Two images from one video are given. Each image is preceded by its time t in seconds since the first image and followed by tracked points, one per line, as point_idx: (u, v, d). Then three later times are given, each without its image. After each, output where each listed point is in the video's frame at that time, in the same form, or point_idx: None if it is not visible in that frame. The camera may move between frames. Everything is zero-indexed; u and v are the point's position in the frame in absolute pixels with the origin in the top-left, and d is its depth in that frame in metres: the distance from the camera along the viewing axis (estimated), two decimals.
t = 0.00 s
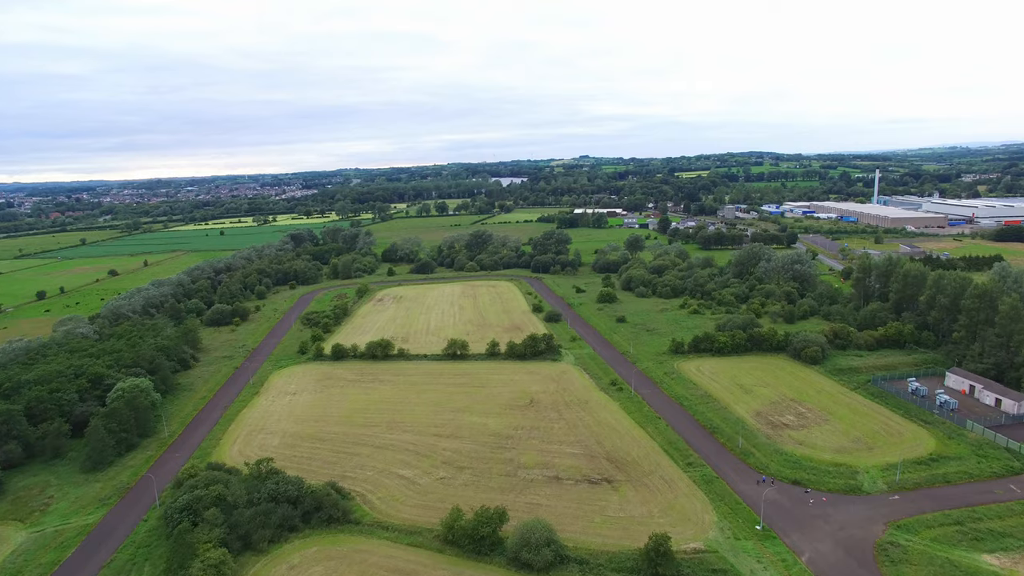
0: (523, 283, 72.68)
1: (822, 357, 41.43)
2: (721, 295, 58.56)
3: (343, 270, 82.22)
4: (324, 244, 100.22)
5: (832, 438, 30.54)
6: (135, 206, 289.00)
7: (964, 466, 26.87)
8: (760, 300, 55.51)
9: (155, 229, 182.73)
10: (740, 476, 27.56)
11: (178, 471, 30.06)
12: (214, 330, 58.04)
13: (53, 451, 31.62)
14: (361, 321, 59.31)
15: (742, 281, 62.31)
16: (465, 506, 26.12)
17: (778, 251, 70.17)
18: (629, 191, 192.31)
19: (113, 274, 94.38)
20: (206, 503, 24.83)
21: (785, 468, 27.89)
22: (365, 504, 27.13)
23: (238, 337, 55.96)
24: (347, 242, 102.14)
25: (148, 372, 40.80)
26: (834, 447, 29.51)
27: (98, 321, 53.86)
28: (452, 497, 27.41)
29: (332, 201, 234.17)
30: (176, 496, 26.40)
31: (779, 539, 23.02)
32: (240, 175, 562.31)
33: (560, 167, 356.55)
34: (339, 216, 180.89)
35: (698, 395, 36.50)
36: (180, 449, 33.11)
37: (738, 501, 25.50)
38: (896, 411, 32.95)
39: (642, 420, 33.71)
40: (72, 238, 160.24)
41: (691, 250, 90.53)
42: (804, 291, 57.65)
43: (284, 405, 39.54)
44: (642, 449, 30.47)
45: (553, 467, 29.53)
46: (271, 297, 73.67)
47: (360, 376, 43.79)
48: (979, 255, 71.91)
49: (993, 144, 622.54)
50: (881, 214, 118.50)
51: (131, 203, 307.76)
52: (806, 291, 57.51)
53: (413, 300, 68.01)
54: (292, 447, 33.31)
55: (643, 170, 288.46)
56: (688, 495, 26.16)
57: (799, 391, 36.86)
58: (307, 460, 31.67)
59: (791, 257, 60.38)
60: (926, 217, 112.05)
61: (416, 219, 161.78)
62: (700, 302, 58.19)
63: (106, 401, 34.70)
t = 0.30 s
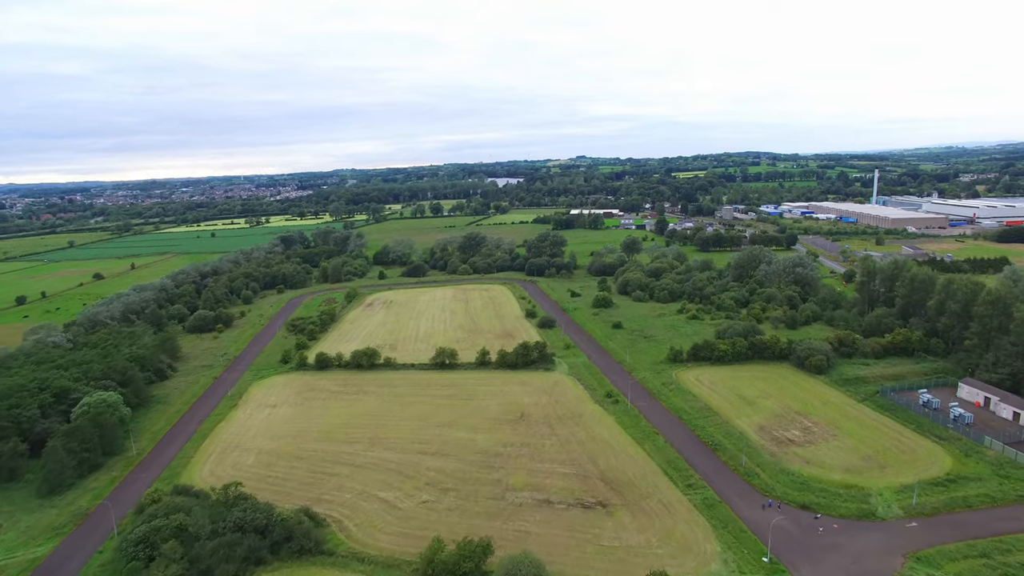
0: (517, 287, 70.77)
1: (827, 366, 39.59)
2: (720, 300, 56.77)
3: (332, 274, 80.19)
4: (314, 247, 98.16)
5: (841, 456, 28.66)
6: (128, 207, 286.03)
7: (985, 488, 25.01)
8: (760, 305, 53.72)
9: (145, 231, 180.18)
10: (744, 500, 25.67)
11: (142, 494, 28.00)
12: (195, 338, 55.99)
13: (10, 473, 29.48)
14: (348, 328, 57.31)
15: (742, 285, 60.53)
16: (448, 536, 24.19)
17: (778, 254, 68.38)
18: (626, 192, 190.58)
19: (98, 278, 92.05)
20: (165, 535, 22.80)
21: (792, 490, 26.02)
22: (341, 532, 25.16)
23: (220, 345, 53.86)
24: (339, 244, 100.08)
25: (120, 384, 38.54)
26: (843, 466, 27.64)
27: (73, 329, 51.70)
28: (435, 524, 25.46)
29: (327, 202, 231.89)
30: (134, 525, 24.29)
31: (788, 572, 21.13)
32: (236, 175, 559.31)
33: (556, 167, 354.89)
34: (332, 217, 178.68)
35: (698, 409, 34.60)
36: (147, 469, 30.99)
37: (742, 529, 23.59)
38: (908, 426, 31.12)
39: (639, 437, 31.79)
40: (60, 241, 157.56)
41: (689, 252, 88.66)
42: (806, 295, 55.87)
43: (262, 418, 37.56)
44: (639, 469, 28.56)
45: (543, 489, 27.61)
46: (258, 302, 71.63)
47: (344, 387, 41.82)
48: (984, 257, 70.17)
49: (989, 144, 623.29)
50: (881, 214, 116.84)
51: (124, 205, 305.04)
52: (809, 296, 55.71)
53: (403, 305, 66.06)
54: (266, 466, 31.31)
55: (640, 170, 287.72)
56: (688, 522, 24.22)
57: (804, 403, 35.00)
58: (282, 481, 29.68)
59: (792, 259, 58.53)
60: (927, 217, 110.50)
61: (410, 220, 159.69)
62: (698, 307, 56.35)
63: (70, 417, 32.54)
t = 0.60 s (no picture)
0: (511, 291, 68.86)
1: (833, 376, 37.70)
2: (720, 305, 54.92)
3: (322, 277, 78.16)
4: (304, 250, 96.10)
5: (852, 477, 26.81)
6: (121, 208, 283.15)
7: (1011, 515, 23.16)
8: (761, 311, 51.90)
9: (136, 233, 177.72)
10: (749, 528, 23.75)
11: (100, 521, 25.88)
12: (175, 345, 53.89)
13: None
14: (335, 334, 55.25)
15: (742, 289, 58.70)
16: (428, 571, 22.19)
17: (779, 257, 66.60)
18: (623, 192, 188.70)
19: (82, 282, 89.71)
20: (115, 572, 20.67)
21: (801, 516, 24.14)
22: (312, 566, 23.16)
23: (201, 353, 51.78)
24: (330, 246, 98.02)
25: (88, 398, 36.38)
26: (856, 489, 25.77)
27: (46, 337, 49.51)
28: (414, 555, 23.46)
29: (321, 203, 229.56)
30: (84, 560, 22.17)
31: None
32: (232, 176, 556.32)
33: (553, 168, 353.16)
34: (326, 219, 176.41)
35: (698, 424, 32.75)
36: (110, 491, 28.87)
37: (748, 562, 21.70)
38: (922, 442, 29.27)
39: (636, 455, 29.89)
40: (48, 243, 154.74)
41: (688, 254, 86.80)
42: (808, 300, 54.06)
43: (238, 433, 35.52)
44: (636, 491, 26.63)
45: (533, 514, 25.64)
46: (244, 307, 69.51)
47: (326, 400, 39.83)
48: (989, 259, 68.40)
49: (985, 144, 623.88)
50: (882, 215, 115.24)
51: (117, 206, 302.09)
52: (811, 301, 53.86)
53: (393, 310, 64.04)
54: (238, 488, 29.27)
55: (637, 171, 286.63)
56: (690, 554, 22.29)
57: (810, 417, 33.13)
58: (253, 506, 27.64)
59: (794, 263, 56.71)
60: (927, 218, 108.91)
61: (405, 221, 157.53)
62: (697, 312, 54.47)
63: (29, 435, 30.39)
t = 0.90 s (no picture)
0: (504, 295, 66.95)
1: (840, 387, 35.85)
2: (720, 311, 53.05)
3: (311, 281, 76.14)
4: (295, 252, 94.06)
5: (866, 501, 24.91)
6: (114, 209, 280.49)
7: None
8: (763, 317, 50.09)
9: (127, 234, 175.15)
10: (757, 560, 21.85)
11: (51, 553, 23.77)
12: (155, 353, 51.74)
13: None
14: (321, 342, 53.24)
15: (743, 293, 56.92)
16: None
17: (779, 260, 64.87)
18: (621, 193, 187.00)
19: (66, 286, 87.37)
20: None
21: (812, 547, 22.26)
22: None
23: (180, 361, 49.64)
24: (321, 249, 96.02)
25: (53, 413, 34.22)
26: (870, 515, 23.89)
27: (17, 346, 47.29)
28: None
29: (315, 204, 227.34)
30: None
31: None
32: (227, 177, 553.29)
33: (550, 169, 351.43)
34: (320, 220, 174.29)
35: (699, 441, 30.83)
36: (67, 517, 26.76)
37: None
38: (938, 461, 27.43)
39: (634, 476, 27.96)
40: (37, 244, 152.09)
41: (686, 256, 84.96)
42: (811, 306, 52.27)
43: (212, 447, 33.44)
44: (633, 517, 24.70)
45: (521, 543, 23.67)
46: (230, 312, 67.39)
47: (307, 413, 37.82)
48: (995, 262, 66.73)
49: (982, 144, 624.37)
50: (882, 216, 113.67)
51: (111, 207, 299.17)
52: (815, 306, 52.01)
53: (382, 315, 62.04)
54: (206, 512, 27.19)
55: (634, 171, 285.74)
56: None
57: (817, 432, 31.23)
58: (220, 533, 25.58)
59: (796, 266, 54.91)
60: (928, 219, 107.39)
61: (399, 223, 155.48)
62: (697, 318, 52.59)
63: None
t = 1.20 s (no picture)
0: (498, 300, 65.03)
1: (849, 400, 33.99)
2: (720, 316, 51.22)
3: (300, 285, 74.13)
4: (285, 255, 92.07)
5: (882, 529, 23.02)
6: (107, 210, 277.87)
7: None
8: (765, 324, 48.30)
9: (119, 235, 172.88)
10: None
11: None
12: (133, 362, 49.62)
13: None
14: (306, 350, 51.21)
15: (744, 298, 55.11)
16: None
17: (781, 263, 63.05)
18: (618, 194, 185.32)
19: (49, 289, 85.13)
20: None
21: None
22: None
23: (159, 370, 47.52)
24: (311, 251, 94.03)
25: (14, 429, 32.11)
26: (888, 546, 22.00)
27: None
28: None
29: (310, 205, 225.04)
30: None
31: None
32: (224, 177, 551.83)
33: (547, 169, 349.59)
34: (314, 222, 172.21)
35: (701, 461, 28.91)
36: (19, 547, 24.70)
37: None
38: (958, 484, 25.57)
39: (631, 501, 26.02)
40: (26, 246, 149.76)
41: (685, 259, 83.12)
42: (815, 311, 50.46)
43: (182, 465, 31.39)
44: (631, 548, 22.78)
45: None
46: (215, 317, 65.28)
47: (287, 428, 35.80)
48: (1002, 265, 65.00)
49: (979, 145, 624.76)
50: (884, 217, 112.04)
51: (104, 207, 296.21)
52: (819, 312, 50.20)
53: (372, 321, 60.06)
54: (169, 539, 25.17)
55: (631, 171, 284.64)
56: None
57: (826, 450, 29.35)
58: (182, 564, 23.57)
59: (799, 270, 53.11)
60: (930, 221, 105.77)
61: (394, 224, 153.52)
62: (696, 324, 50.73)
63: None
